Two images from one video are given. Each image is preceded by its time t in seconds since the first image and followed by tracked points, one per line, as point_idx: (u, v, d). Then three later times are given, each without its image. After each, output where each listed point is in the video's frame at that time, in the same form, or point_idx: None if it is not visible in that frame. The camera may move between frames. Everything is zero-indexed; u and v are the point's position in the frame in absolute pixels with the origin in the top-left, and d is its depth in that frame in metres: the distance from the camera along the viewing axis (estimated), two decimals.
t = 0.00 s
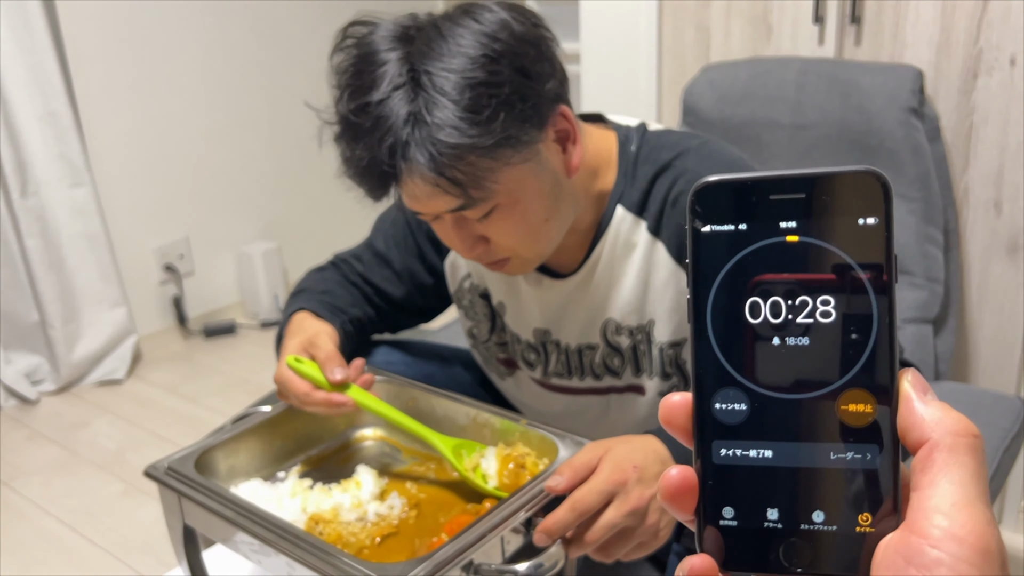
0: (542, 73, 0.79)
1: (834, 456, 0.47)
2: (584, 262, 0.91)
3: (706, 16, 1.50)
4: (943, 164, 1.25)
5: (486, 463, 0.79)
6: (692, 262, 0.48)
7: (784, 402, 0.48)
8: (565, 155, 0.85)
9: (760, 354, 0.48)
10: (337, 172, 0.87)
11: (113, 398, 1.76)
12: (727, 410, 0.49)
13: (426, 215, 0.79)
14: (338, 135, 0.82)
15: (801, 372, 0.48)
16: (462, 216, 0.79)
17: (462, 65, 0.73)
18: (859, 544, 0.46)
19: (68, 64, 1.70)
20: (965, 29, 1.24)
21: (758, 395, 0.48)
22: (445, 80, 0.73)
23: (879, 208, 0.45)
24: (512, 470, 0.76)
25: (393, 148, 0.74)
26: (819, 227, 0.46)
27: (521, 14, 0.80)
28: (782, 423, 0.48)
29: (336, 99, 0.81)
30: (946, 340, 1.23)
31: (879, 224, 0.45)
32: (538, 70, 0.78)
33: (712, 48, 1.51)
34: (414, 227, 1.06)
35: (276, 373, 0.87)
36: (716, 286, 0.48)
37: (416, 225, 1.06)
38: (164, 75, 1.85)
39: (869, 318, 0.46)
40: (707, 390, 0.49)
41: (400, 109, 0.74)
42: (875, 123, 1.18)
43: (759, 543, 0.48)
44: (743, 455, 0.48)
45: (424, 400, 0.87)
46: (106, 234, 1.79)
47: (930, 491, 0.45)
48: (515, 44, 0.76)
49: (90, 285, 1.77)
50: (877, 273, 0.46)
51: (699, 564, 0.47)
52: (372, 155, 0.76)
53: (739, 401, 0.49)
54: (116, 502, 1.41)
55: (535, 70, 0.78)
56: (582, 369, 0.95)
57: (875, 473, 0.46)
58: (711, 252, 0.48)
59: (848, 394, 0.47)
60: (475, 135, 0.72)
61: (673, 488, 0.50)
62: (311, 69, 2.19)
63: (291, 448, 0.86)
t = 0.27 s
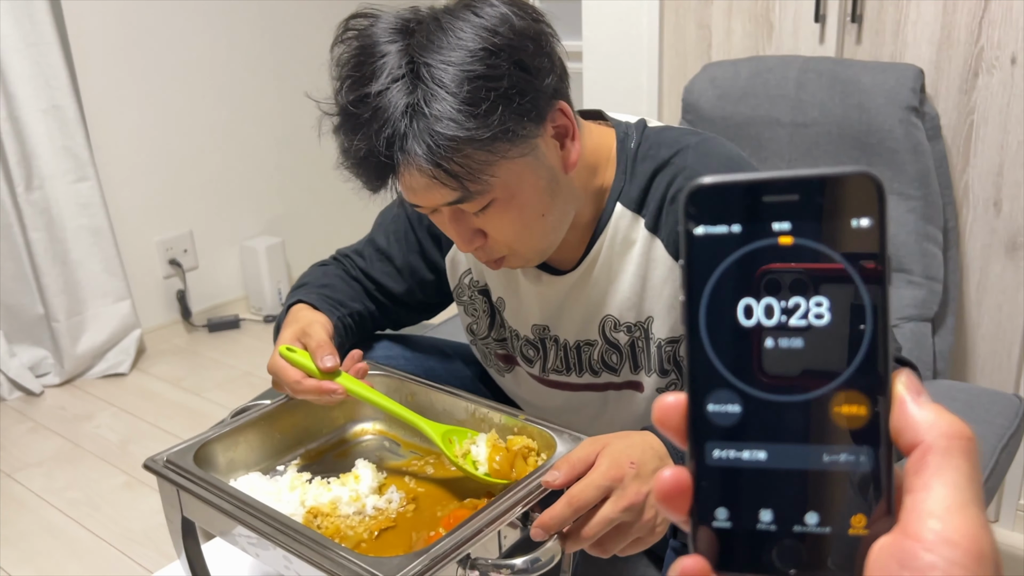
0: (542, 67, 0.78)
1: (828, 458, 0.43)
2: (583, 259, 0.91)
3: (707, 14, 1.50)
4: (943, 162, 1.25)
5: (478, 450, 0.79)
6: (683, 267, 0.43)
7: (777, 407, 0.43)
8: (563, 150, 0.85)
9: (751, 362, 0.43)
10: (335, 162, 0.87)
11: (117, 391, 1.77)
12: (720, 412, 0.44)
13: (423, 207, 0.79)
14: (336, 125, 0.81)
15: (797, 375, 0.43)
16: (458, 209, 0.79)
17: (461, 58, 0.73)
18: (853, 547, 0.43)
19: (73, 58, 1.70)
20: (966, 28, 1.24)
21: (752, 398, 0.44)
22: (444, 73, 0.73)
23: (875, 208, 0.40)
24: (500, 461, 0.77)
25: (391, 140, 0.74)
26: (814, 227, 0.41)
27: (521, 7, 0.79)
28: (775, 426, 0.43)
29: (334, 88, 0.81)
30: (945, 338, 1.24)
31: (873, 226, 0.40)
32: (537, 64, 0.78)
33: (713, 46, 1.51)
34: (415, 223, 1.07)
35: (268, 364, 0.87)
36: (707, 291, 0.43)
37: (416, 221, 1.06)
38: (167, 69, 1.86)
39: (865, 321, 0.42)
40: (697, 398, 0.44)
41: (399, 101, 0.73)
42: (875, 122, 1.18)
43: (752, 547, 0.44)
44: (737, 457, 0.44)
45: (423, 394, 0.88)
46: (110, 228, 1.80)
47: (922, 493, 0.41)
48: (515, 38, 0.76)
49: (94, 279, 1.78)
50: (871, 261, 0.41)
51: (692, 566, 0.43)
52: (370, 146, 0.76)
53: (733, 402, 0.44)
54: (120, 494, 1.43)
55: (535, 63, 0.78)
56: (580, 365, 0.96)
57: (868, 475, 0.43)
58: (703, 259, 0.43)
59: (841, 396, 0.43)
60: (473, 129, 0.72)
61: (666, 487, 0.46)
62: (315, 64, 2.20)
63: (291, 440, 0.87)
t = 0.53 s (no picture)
0: (554, 54, 0.77)
1: (850, 475, 0.38)
2: (593, 255, 0.89)
3: (716, 9, 1.49)
4: (954, 159, 1.24)
5: (463, 430, 0.80)
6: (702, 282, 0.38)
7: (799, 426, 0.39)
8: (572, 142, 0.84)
9: (769, 385, 0.39)
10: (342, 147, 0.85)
11: (121, 386, 1.77)
12: (741, 428, 0.39)
13: (428, 191, 0.78)
14: (343, 106, 0.80)
15: (817, 391, 0.38)
16: (464, 195, 0.78)
17: (473, 40, 0.72)
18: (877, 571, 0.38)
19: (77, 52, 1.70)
20: (978, 24, 1.23)
21: (772, 414, 0.39)
22: (455, 54, 0.71)
23: (898, 221, 0.36)
24: (487, 444, 0.78)
25: (398, 120, 0.73)
26: (838, 241, 0.37)
27: None
28: (794, 445, 0.39)
29: (344, 67, 0.79)
30: (955, 337, 1.23)
31: (896, 240, 0.36)
32: (549, 51, 0.76)
33: (722, 42, 1.50)
34: (422, 219, 1.06)
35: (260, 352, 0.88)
36: (728, 310, 0.38)
37: (425, 218, 1.06)
38: (171, 62, 1.85)
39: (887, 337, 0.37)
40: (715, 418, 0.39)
41: (408, 81, 0.72)
42: (885, 119, 1.17)
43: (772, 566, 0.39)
44: (759, 473, 0.39)
45: (431, 392, 0.87)
46: (115, 223, 1.79)
47: (947, 512, 0.36)
48: (528, 23, 0.74)
49: (98, 274, 1.78)
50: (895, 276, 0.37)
51: None
52: (377, 127, 0.75)
53: (755, 418, 0.39)
54: (124, 489, 1.42)
55: (547, 49, 0.76)
56: (589, 363, 0.95)
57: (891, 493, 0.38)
58: (722, 277, 0.38)
59: (864, 412, 0.38)
60: (481, 112, 0.71)
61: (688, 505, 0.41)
62: (319, 58, 2.19)
63: (298, 438, 0.86)
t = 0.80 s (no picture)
0: (576, 48, 0.74)
1: (926, 511, 0.40)
2: (611, 258, 0.87)
3: (731, 7, 1.47)
4: (975, 161, 1.22)
5: (440, 420, 0.80)
6: (771, 306, 0.41)
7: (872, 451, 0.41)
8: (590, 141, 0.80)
9: (844, 406, 0.41)
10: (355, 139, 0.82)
11: (128, 385, 1.76)
12: (809, 460, 0.41)
13: (442, 186, 0.74)
14: (357, 96, 0.77)
15: (892, 419, 0.41)
16: (478, 191, 0.74)
17: (493, 30, 0.69)
18: None
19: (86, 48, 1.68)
20: (1000, 23, 1.21)
21: (846, 443, 0.41)
22: (474, 44, 0.68)
23: (974, 246, 0.38)
24: (461, 433, 0.79)
25: (412, 110, 0.70)
26: (909, 268, 0.40)
27: None
28: (868, 474, 0.41)
29: (359, 56, 0.76)
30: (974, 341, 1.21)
31: (973, 265, 0.38)
32: (571, 44, 0.73)
33: (737, 40, 1.48)
34: (435, 221, 1.04)
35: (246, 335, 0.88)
36: (797, 333, 0.41)
37: (438, 219, 1.04)
38: (178, 58, 1.83)
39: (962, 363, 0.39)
40: (787, 441, 0.41)
41: (425, 70, 0.69)
42: (904, 119, 1.16)
43: None
44: (826, 508, 0.41)
45: (447, 396, 0.85)
46: (122, 220, 1.78)
47: None
48: (550, 17, 0.71)
49: (106, 271, 1.77)
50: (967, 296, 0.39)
51: None
52: (391, 116, 0.71)
53: (824, 449, 0.41)
54: (131, 489, 1.41)
55: (569, 43, 0.73)
56: (607, 366, 0.93)
57: (968, 531, 0.39)
58: (798, 303, 0.41)
59: (938, 444, 0.40)
60: (499, 104, 0.68)
61: (754, 540, 0.43)
62: (327, 55, 2.17)
63: (313, 443, 0.84)
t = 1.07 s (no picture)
0: (572, 73, 0.72)
1: None
2: (611, 279, 0.86)
3: (736, 16, 1.46)
4: (982, 174, 1.20)
5: (417, 447, 0.79)
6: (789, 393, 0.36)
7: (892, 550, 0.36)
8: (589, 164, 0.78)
9: (864, 502, 0.36)
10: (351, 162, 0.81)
11: (128, 393, 1.75)
12: (828, 553, 0.36)
13: (436, 211, 0.73)
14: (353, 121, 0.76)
15: (917, 516, 0.36)
16: (474, 216, 0.73)
17: (487, 55, 0.67)
18: None
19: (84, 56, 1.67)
20: (1008, 34, 1.19)
21: (866, 540, 0.36)
22: (468, 70, 0.67)
23: (1007, 339, 0.34)
24: (437, 461, 0.78)
25: (406, 135, 0.68)
26: (936, 355, 0.35)
27: (557, 13, 0.74)
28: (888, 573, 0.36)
29: (355, 81, 0.76)
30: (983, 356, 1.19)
31: (1004, 358, 0.34)
32: (568, 69, 0.72)
33: (741, 50, 1.47)
34: (434, 239, 1.03)
35: (229, 358, 0.86)
36: (816, 422, 0.36)
37: (437, 238, 1.02)
38: (177, 65, 1.82)
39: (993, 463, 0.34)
40: (803, 533, 0.36)
41: (418, 95, 0.68)
42: (911, 132, 1.14)
43: None
44: None
45: (446, 421, 0.83)
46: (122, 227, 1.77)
47: None
48: (546, 42, 0.70)
49: (105, 279, 1.76)
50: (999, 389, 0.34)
51: None
52: (384, 141, 0.70)
53: (844, 542, 0.36)
54: (131, 501, 1.40)
55: (565, 68, 0.72)
56: (609, 389, 0.92)
57: None
58: (814, 389, 0.36)
59: (962, 544, 0.35)
60: (492, 129, 0.67)
61: None
62: (328, 60, 2.16)
63: (310, 469, 0.83)
